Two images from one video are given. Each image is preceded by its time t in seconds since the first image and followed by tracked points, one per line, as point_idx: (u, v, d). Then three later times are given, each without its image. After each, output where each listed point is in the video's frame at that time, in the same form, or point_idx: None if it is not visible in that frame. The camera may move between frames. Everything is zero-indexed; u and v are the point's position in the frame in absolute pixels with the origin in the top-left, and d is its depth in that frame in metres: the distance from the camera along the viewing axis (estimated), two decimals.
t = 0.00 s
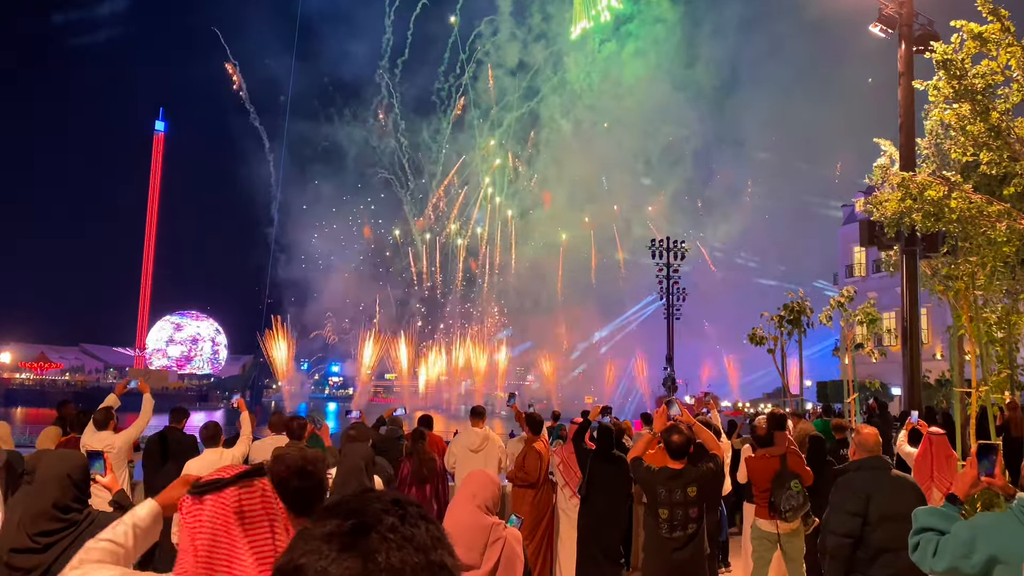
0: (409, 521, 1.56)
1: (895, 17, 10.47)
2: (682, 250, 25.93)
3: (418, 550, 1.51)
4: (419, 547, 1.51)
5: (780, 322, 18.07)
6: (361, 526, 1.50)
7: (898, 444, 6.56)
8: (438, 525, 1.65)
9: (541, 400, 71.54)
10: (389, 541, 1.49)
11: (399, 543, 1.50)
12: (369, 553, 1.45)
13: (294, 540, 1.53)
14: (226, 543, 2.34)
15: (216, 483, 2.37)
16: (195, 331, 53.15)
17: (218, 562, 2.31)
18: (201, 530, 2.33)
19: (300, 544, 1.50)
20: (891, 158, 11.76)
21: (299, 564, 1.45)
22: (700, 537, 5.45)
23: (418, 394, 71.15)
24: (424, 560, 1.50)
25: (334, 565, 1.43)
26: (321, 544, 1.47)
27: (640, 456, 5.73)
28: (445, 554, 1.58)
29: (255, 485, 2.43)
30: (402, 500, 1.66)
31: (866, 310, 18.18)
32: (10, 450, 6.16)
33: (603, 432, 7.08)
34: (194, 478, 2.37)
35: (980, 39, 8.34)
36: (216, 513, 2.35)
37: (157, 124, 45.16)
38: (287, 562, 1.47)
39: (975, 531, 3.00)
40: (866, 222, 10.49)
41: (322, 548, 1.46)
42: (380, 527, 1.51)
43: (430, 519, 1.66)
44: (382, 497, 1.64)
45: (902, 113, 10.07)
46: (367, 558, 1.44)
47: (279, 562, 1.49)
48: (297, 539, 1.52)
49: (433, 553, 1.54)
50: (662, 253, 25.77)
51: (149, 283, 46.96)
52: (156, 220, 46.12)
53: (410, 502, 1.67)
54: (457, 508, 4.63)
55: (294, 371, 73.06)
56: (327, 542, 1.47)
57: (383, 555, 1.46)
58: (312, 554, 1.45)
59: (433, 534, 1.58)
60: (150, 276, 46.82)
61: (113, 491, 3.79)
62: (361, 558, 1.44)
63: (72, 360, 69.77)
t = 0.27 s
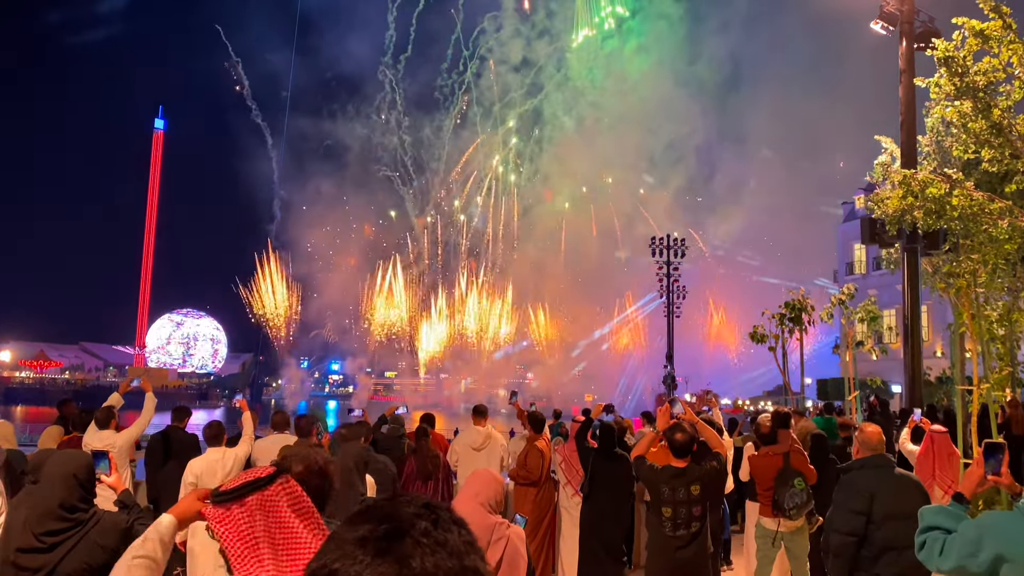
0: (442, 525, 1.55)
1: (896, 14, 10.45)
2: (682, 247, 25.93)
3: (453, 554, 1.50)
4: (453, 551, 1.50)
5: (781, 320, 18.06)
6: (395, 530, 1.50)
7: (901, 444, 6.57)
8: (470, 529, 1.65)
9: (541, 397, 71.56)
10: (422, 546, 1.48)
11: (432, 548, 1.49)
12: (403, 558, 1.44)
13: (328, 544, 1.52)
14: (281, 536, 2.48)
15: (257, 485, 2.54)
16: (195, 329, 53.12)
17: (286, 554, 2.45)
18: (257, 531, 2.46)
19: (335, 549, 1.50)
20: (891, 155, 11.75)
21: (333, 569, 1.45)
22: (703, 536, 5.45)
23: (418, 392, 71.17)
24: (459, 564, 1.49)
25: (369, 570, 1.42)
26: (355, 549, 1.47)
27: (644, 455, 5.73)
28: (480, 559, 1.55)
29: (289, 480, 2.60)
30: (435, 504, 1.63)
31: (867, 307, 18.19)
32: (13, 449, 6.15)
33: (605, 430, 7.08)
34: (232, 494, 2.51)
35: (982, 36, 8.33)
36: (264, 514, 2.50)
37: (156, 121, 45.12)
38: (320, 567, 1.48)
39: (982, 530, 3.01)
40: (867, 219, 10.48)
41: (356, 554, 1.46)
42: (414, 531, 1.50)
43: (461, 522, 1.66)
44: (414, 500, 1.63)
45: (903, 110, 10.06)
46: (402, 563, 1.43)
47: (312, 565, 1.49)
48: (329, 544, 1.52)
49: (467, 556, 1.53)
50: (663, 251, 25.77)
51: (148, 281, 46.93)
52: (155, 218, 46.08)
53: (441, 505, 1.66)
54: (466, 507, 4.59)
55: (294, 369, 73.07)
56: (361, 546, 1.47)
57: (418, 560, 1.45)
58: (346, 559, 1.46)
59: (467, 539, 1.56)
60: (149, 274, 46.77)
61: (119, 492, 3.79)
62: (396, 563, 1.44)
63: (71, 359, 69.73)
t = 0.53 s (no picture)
0: (459, 525, 1.56)
1: (895, 12, 10.45)
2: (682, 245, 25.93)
3: (469, 554, 1.52)
4: (469, 551, 1.52)
5: (780, 318, 18.07)
6: (412, 530, 1.49)
7: (901, 441, 6.58)
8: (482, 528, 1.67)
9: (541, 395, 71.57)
10: (440, 546, 1.50)
11: (450, 548, 1.50)
12: (421, 558, 1.45)
13: (341, 544, 1.50)
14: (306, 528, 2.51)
15: (270, 490, 2.49)
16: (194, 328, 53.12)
17: (314, 545, 2.44)
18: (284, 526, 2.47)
19: (351, 547, 1.48)
20: (891, 153, 11.76)
21: (348, 568, 1.43)
22: (704, 533, 5.44)
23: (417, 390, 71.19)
24: (476, 564, 1.51)
25: (387, 569, 1.42)
26: (373, 548, 1.46)
27: (645, 453, 5.74)
28: (494, 559, 1.57)
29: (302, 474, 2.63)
30: (449, 505, 1.64)
31: (866, 305, 18.21)
32: (13, 449, 6.16)
33: (605, 429, 7.08)
34: (251, 492, 2.48)
35: (981, 33, 8.33)
36: (287, 509, 2.51)
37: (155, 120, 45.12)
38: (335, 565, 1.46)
39: (984, 527, 3.02)
40: (867, 217, 10.48)
41: (374, 554, 1.45)
42: (431, 531, 1.51)
43: (474, 522, 1.66)
44: (428, 500, 1.62)
45: (902, 108, 10.06)
46: (420, 563, 1.44)
47: (327, 565, 1.46)
48: (344, 543, 1.50)
49: (482, 556, 1.55)
50: (662, 249, 25.78)
51: (148, 280, 46.91)
52: (154, 216, 46.06)
53: (453, 505, 1.67)
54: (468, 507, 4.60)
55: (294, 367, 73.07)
56: (380, 546, 1.46)
57: (437, 559, 1.46)
58: (363, 558, 1.44)
59: (482, 540, 1.57)
60: (149, 273, 46.75)
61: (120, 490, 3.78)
62: (413, 564, 1.43)
63: (71, 357, 69.71)
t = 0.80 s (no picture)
0: (464, 528, 1.56)
1: (893, 10, 10.45)
2: (680, 243, 25.93)
3: (473, 557, 1.52)
4: (474, 554, 1.52)
5: (779, 315, 18.07)
6: (417, 533, 1.51)
7: (898, 439, 6.57)
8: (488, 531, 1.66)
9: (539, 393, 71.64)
10: (445, 549, 1.50)
11: (455, 551, 1.51)
12: (427, 561, 1.46)
13: (350, 548, 1.53)
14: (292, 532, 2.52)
15: (255, 493, 2.49)
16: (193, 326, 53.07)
17: (306, 553, 2.48)
18: (271, 529, 2.48)
19: (358, 552, 1.50)
20: (889, 151, 11.77)
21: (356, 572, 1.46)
22: (703, 531, 5.46)
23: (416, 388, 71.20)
24: (481, 566, 1.51)
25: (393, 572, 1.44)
26: (380, 553, 1.48)
27: (643, 452, 5.75)
28: (501, 561, 1.56)
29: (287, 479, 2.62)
30: (455, 508, 1.65)
31: (865, 303, 18.22)
32: (12, 448, 6.15)
33: (604, 427, 7.10)
34: (236, 496, 2.48)
35: (979, 32, 8.34)
36: (274, 512, 2.52)
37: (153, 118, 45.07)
38: (343, 568, 1.49)
39: (981, 526, 3.03)
40: (864, 215, 10.49)
41: (381, 557, 1.47)
42: (436, 534, 1.52)
43: (481, 524, 1.67)
44: (434, 503, 1.64)
45: (900, 106, 10.07)
46: (425, 567, 1.45)
47: (335, 568, 1.49)
48: (353, 546, 1.53)
49: (487, 559, 1.55)
50: (661, 247, 25.78)
51: (146, 278, 46.85)
52: (152, 214, 45.99)
53: (458, 509, 1.66)
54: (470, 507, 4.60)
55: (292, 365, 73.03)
56: (386, 550, 1.48)
57: (442, 563, 1.47)
58: (370, 563, 1.47)
59: (488, 542, 1.57)
60: (147, 272, 46.69)
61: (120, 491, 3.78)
62: (419, 567, 1.45)
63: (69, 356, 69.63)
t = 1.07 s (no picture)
0: (461, 529, 1.55)
1: (890, 8, 10.45)
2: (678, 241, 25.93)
3: (472, 557, 1.51)
4: (473, 554, 1.51)
5: (776, 313, 18.09)
6: (416, 533, 1.51)
7: (895, 436, 6.55)
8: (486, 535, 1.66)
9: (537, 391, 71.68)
10: (445, 547, 1.50)
11: (454, 550, 1.50)
12: (426, 560, 1.46)
13: (349, 549, 1.52)
14: (244, 542, 2.26)
15: (209, 494, 2.27)
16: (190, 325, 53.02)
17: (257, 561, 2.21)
18: (218, 536, 2.23)
19: (357, 550, 1.50)
20: (886, 149, 11.77)
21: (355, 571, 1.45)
22: (700, 529, 5.47)
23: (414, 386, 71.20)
24: (480, 566, 1.50)
25: (392, 570, 1.43)
26: (379, 551, 1.48)
27: (641, 449, 5.74)
28: (499, 562, 1.55)
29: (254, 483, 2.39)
30: (453, 509, 1.64)
31: (862, 301, 18.24)
32: (9, 447, 6.14)
33: (602, 426, 7.12)
34: (193, 495, 2.27)
35: (976, 30, 8.34)
36: (226, 519, 2.27)
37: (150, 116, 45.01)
38: (342, 568, 1.48)
39: (978, 523, 3.04)
40: (862, 213, 10.51)
41: (380, 555, 1.47)
42: (435, 534, 1.51)
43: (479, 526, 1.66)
44: (433, 504, 1.63)
45: (898, 104, 10.07)
46: (425, 565, 1.45)
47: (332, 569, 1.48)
48: (352, 548, 1.52)
49: (486, 560, 1.54)
50: (658, 245, 25.78)
51: (143, 277, 46.77)
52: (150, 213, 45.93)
53: (457, 510, 1.66)
54: (471, 506, 4.60)
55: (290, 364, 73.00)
56: (385, 548, 1.48)
57: (441, 561, 1.46)
58: (369, 561, 1.46)
59: (486, 543, 1.56)
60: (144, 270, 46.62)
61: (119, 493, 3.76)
62: (418, 565, 1.45)
63: (66, 355, 69.52)
